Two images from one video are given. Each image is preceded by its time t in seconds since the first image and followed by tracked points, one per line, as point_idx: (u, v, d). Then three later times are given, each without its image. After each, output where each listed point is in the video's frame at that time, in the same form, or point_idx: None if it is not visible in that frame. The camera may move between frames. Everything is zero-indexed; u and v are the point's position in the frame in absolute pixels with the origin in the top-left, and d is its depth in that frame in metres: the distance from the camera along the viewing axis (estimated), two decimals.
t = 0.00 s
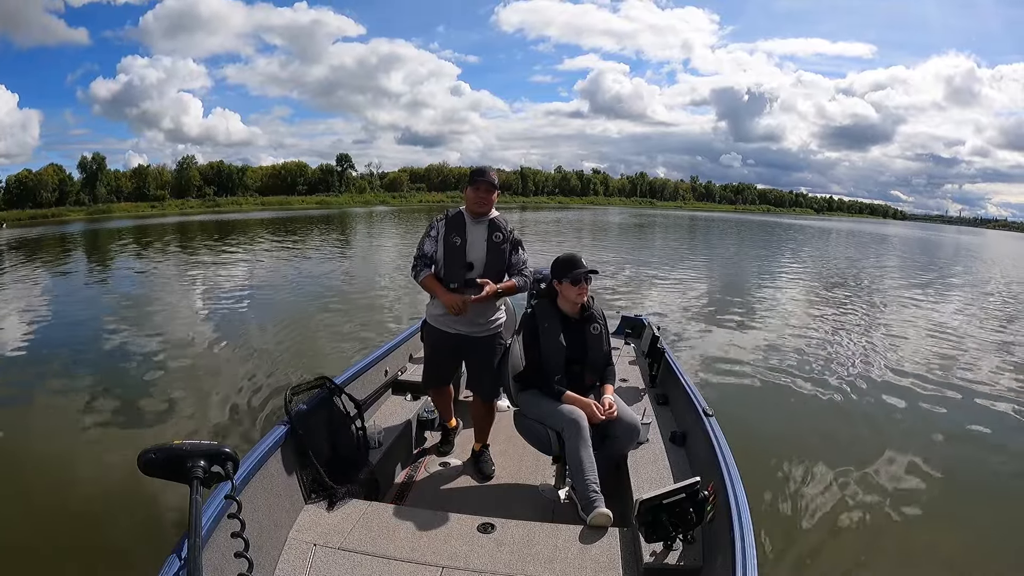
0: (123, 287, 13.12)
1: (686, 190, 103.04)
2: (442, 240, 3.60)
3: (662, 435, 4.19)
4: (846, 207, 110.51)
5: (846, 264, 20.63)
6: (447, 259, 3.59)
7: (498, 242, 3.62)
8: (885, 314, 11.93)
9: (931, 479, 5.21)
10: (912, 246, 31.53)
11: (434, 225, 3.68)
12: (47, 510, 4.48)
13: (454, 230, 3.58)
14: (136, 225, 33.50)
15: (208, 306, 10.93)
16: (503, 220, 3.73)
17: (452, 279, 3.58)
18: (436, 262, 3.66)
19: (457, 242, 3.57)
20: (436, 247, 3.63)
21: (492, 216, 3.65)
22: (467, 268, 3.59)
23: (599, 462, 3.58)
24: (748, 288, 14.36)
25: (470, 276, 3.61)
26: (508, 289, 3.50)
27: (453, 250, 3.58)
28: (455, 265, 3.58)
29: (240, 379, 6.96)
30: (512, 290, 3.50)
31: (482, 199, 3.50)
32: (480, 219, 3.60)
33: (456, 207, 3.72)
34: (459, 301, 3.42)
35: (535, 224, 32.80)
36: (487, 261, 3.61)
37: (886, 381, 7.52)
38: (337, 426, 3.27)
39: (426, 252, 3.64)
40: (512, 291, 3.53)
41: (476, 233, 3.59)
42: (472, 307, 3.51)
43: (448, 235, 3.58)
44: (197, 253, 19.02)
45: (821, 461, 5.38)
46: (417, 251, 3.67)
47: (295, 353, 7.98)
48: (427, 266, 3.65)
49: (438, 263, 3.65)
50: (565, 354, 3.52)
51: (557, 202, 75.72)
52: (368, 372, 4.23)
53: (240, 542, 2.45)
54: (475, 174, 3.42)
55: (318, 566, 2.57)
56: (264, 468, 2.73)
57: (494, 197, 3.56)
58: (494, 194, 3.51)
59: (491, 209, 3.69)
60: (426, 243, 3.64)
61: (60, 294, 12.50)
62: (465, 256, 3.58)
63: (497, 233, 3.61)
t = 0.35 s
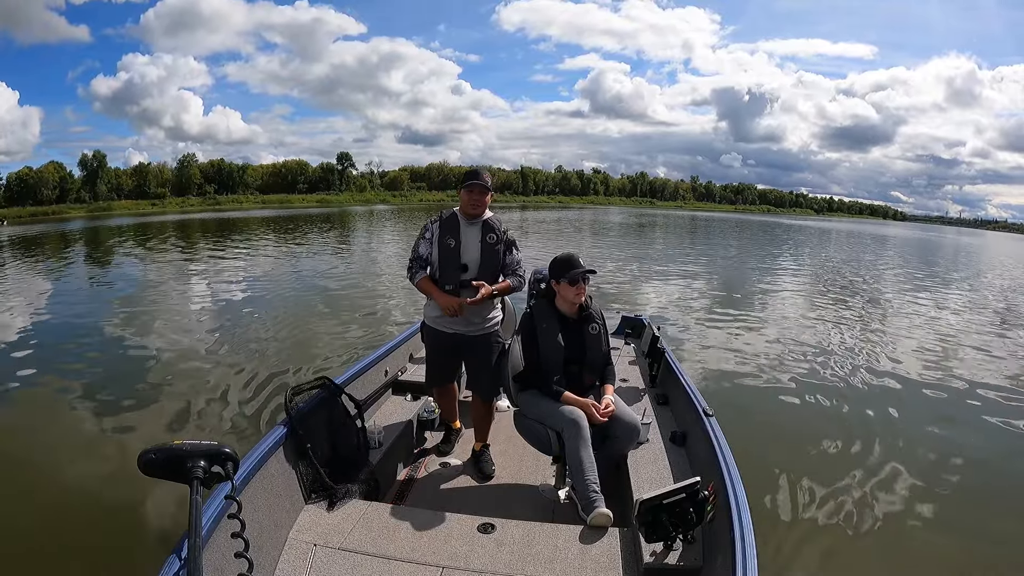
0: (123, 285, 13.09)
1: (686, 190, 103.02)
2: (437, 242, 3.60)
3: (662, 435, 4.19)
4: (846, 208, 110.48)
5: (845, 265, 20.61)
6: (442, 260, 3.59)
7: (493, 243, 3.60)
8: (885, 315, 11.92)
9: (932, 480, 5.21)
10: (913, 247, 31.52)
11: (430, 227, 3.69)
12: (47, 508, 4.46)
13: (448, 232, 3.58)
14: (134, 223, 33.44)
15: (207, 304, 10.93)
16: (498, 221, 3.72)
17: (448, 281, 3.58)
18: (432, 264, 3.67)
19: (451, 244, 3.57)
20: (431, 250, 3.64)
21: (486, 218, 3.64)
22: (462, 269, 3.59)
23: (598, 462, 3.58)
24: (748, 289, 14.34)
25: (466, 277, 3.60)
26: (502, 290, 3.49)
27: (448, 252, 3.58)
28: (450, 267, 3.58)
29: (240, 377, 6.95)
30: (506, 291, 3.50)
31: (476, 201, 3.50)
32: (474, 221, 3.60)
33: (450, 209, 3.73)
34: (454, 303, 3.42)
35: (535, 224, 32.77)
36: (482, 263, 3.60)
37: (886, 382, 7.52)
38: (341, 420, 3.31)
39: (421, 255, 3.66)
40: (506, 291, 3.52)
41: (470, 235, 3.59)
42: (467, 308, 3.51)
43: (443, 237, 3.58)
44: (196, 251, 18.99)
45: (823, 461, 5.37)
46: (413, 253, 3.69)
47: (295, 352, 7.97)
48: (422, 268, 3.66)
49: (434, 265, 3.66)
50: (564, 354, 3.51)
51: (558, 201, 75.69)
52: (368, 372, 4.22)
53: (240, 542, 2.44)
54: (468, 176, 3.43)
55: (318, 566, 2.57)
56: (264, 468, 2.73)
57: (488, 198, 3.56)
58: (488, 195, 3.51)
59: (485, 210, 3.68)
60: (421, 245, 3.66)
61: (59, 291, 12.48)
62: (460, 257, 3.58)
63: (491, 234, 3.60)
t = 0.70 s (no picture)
0: (122, 284, 13.09)
1: (686, 190, 103.05)
2: (428, 243, 3.62)
3: (662, 435, 4.19)
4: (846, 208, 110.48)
5: (845, 266, 20.61)
6: (435, 260, 3.59)
7: (483, 240, 3.60)
8: (885, 315, 11.92)
9: (931, 481, 5.21)
10: (912, 248, 31.54)
11: (421, 230, 3.73)
12: (46, 509, 4.44)
13: (439, 232, 3.58)
14: (135, 223, 33.48)
15: (208, 304, 10.93)
16: (489, 219, 3.73)
17: (441, 280, 3.54)
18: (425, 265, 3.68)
19: (443, 243, 3.57)
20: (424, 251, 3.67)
21: (476, 215, 3.65)
22: (455, 267, 3.58)
23: (598, 462, 3.58)
24: (748, 289, 14.35)
25: (459, 275, 3.58)
26: (503, 285, 3.48)
27: (440, 251, 3.57)
28: (443, 265, 3.56)
29: (240, 377, 6.96)
30: (509, 286, 3.49)
31: (463, 200, 3.51)
32: (464, 220, 3.60)
33: (441, 210, 3.75)
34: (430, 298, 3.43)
35: (535, 224, 32.79)
36: (474, 260, 3.59)
37: (886, 382, 7.52)
38: (342, 419, 3.35)
39: (413, 257, 3.69)
40: (507, 287, 3.50)
41: (461, 233, 3.59)
42: (460, 307, 3.53)
43: (434, 238, 3.60)
44: (196, 251, 18.99)
45: (822, 462, 5.38)
46: (406, 257, 3.72)
47: (295, 352, 7.97)
48: (416, 270, 3.68)
49: (427, 266, 3.68)
50: (563, 354, 3.51)
51: (558, 201, 75.71)
52: (368, 372, 4.22)
53: (240, 542, 2.44)
54: (453, 176, 3.46)
55: (318, 566, 2.57)
56: (264, 468, 2.73)
57: (476, 196, 3.57)
58: (475, 193, 3.52)
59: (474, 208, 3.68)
60: (413, 248, 3.70)
61: (60, 291, 12.48)
62: (452, 256, 3.57)
63: (481, 231, 3.59)
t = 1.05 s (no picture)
0: (123, 283, 13.08)
1: (687, 191, 103.06)
2: (422, 242, 3.63)
3: (662, 435, 4.19)
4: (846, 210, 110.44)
5: (845, 267, 20.59)
6: (428, 260, 3.58)
7: (476, 238, 3.58)
8: (885, 317, 11.90)
9: (932, 482, 5.21)
10: (912, 249, 31.54)
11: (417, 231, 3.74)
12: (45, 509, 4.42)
13: (432, 232, 3.61)
14: (135, 221, 33.50)
15: (208, 302, 10.93)
16: (483, 218, 3.72)
17: (433, 278, 3.54)
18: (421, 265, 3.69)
19: (435, 242, 3.58)
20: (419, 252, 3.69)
21: (470, 215, 3.65)
22: (447, 266, 3.55)
23: (599, 463, 3.58)
24: (748, 290, 14.34)
25: (451, 273, 3.55)
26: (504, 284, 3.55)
27: (432, 250, 3.58)
28: (436, 264, 3.55)
29: (241, 375, 6.96)
30: (510, 286, 3.56)
31: (456, 199, 3.53)
32: (457, 219, 3.61)
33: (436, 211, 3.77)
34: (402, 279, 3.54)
35: (535, 224, 32.78)
36: (466, 258, 3.56)
37: (886, 384, 7.52)
38: (341, 419, 3.39)
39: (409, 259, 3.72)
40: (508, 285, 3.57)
41: (454, 232, 3.59)
42: (454, 303, 3.52)
43: (427, 237, 3.61)
44: (197, 250, 18.98)
45: (823, 462, 5.37)
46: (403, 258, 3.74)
47: (295, 350, 7.96)
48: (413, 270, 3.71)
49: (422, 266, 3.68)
50: (563, 354, 3.51)
51: (558, 201, 75.74)
52: (368, 372, 4.21)
53: (240, 542, 2.44)
54: (447, 175, 3.47)
55: (318, 566, 2.57)
56: (264, 468, 2.73)
57: (469, 195, 3.58)
58: (468, 192, 3.52)
59: (469, 208, 3.69)
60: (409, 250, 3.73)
61: (60, 289, 12.46)
62: (444, 254, 3.56)
63: (474, 229, 3.59)
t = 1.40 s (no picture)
0: (123, 278, 13.05)
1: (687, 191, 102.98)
2: (422, 242, 3.63)
3: (662, 435, 4.19)
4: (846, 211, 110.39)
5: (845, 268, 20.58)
6: (427, 259, 3.58)
7: (475, 238, 3.58)
8: (884, 318, 11.89)
9: (930, 483, 5.21)
10: (912, 251, 31.52)
11: (416, 231, 3.74)
12: (44, 506, 4.39)
13: (432, 231, 3.61)
14: (135, 216, 33.48)
15: (207, 298, 10.91)
16: (482, 218, 3.71)
17: (432, 277, 3.53)
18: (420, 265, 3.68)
19: (435, 242, 3.58)
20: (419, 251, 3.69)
21: (469, 215, 3.64)
22: (446, 265, 3.54)
23: (599, 463, 3.58)
24: (747, 290, 14.33)
25: (450, 273, 3.54)
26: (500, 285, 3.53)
27: (432, 250, 3.58)
28: (434, 263, 3.54)
29: (241, 371, 6.96)
30: (506, 285, 3.54)
31: (455, 199, 3.52)
32: (457, 219, 3.60)
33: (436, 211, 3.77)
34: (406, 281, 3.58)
35: (535, 223, 32.77)
36: (464, 257, 3.54)
37: (885, 385, 7.51)
38: (341, 419, 3.40)
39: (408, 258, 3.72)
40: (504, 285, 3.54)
41: (453, 232, 3.58)
42: (452, 302, 3.51)
43: (427, 237, 3.61)
44: (197, 245, 18.96)
45: (821, 463, 5.37)
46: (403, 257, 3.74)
47: (294, 347, 7.96)
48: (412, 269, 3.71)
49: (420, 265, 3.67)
50: (564, 354, 3.50)
51: (559, 200, 75.71)
52: (368, 372, 4.20)
53: (240, 542, 2.44)
54: (446, 176, 3.47)
55: (318, 566, 2.56)
56: (264, 468, 2.72)
57: (468, 196, 3.57)
58: (467, 193, 3.52)
59: (468, 208, 3.68)
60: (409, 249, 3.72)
61: (60, 284, 12.45)
62: (442, 254, 3.55)
63: (473, 229, 3.58)
